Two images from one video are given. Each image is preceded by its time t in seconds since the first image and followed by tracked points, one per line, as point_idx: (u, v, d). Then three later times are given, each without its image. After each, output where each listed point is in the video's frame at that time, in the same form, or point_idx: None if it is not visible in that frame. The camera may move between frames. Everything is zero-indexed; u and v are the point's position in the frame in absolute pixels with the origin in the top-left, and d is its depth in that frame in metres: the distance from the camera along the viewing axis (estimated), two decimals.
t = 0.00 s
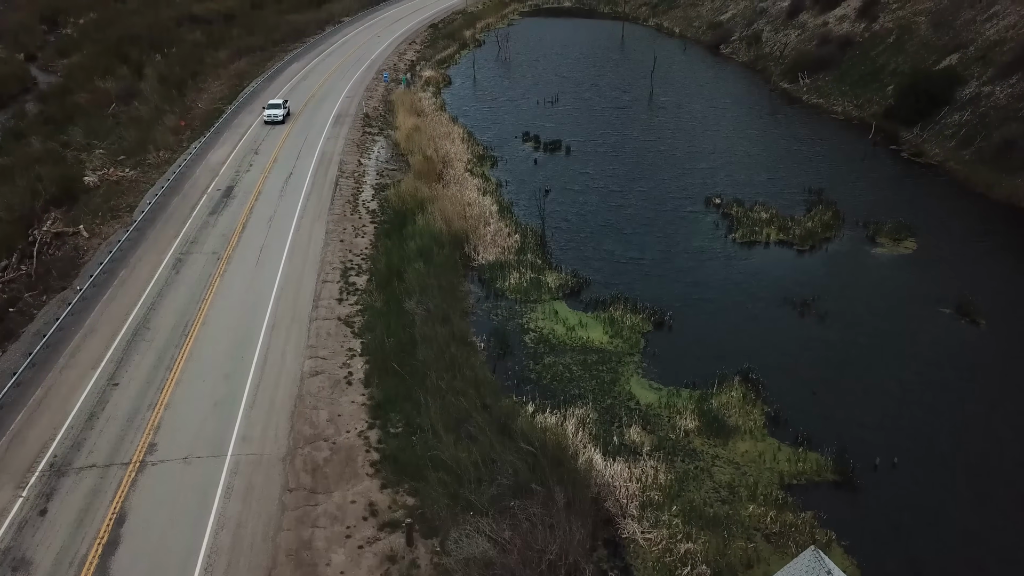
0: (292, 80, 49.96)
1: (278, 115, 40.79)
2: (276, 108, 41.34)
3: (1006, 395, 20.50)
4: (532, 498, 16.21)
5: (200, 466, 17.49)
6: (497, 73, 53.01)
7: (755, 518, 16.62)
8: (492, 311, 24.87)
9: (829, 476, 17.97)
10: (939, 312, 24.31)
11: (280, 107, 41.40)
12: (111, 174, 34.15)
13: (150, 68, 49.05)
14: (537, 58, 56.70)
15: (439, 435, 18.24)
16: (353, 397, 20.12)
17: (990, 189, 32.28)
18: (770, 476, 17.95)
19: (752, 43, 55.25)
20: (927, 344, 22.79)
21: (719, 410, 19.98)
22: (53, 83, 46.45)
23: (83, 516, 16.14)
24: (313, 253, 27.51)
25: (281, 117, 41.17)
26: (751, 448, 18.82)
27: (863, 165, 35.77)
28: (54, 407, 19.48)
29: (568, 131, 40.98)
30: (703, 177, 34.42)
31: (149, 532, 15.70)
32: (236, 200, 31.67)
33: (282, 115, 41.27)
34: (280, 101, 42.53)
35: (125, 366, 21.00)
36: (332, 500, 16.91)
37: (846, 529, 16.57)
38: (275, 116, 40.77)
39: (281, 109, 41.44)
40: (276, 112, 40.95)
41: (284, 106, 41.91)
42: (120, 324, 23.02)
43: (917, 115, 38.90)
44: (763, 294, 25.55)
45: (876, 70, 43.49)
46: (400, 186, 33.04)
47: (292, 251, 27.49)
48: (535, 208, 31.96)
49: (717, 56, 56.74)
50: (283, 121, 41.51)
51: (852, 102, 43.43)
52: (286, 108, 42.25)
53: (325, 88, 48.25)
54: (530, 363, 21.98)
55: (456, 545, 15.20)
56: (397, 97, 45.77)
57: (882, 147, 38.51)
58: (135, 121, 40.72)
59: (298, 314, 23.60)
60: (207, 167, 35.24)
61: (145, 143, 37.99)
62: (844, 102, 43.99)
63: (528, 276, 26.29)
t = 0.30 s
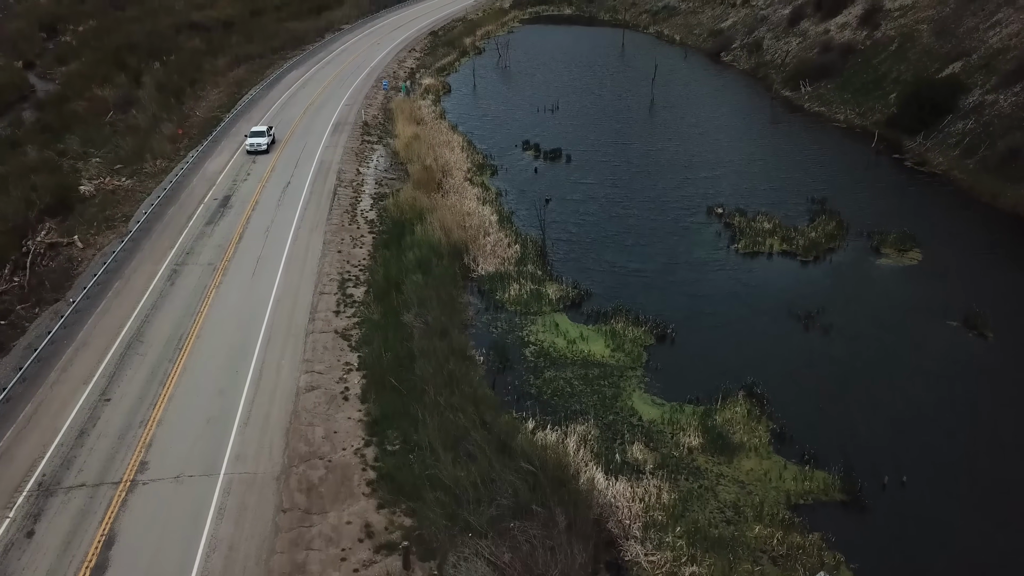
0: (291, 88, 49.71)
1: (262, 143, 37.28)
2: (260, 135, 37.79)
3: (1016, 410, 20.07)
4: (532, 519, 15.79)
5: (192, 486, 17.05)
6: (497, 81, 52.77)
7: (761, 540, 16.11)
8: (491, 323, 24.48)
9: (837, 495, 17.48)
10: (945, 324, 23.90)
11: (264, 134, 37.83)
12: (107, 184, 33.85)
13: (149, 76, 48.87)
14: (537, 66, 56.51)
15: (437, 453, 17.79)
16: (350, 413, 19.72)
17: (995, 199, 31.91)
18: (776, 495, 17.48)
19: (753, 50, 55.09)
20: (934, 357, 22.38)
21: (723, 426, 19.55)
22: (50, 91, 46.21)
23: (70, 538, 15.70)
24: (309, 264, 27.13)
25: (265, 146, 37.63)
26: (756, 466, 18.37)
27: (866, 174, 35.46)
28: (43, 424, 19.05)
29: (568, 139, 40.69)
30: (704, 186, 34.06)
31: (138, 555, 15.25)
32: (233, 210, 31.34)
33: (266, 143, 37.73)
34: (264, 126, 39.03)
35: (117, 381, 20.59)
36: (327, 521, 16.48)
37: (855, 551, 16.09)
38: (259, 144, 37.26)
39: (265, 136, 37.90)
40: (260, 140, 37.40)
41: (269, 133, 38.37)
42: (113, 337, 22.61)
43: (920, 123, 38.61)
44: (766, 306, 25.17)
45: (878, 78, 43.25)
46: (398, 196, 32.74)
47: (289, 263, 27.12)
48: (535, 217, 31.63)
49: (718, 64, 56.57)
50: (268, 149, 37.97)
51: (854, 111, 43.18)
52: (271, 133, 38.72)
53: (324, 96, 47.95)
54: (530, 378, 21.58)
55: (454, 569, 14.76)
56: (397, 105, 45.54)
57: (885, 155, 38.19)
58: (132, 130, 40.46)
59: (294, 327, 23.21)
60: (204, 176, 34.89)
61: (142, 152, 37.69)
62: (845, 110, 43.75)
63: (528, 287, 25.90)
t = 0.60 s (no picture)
0: (290, 96, 49.48)
1: (243, 177, 33.87)
2: (242, 169, 34.42)
3: None
4: (532, 543, 15.35)
5: (184, 507, 16.62)
6: (497, 89, 52.49)
7: (767, 563, 15.56)
8: (491, 336, 24.08)
9: (844, 515, 16.98)
10: (952, 338, 23.52)
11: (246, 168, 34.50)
12: (103, 194, 33.55)
13: (147, 84, 48.69)
14: (537, 74, 56.33)
15: (434, 473, 17.34)
16: (346, 431, 19.30)
17: (1000, 209, 31.55)
18: (782, 516, 16.98)
19: (754, 58, 54.88)
20: (942, 372, 21.95)
21: (728, 444, 19.12)
22: (48, 99, 45.99)
23: (57, 561, 15.26)
24: (307, 276, 26.76)
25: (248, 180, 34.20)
26: (761, 486, 17.90)
27: (869, 183, 35.14)
28: (33, 441, 18.63)
29: (568, 148, 40.40)
30: (706, 196, 33.69)
31: None
32: (230, 220, 30.98)
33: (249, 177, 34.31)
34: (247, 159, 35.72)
35: (109, 397, 20.18)
36: (321, 544, 16.04)
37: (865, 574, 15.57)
38: (240, 179, 33.83)
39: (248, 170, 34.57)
40: (241, 174, 33.98)
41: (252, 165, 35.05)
42: (105, 352, 22.20)
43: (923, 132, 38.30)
44: (770, 318, 24.79)
45: (880, 86, 43.00)
46: (397, 206, 32.43)
47: (285, 274, 26.73)
48: (535, 228, 31.28)
49: (719, 72, 56.41)
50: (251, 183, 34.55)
51: (857, 119, 42.90)
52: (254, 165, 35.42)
53: (322, 104, 47.66)
54: (531, 393, 21.17)
55: None
56: (396, 113, 45.33)
57: (888, 164, 37.83)
58: (130, 139, 40.22)
59: (290, 341, 22.82)
60: (201, 186, 34.54)
61: (138, 161, 37.36)
62: (848, 119, 43.48)
63: (528, 299, 25.53)
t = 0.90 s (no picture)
0: (289, 103, 49.25)
1: (221, 220, 30.10)
2: (219, 210, 30.63)
3: None
4: (532, 568, 14.88)
5: (174, 529, 16.17)
6: (497, 97, 52.23)
7: None
8: (491, 349, 23.66)
9: (853, 538, 16.48)
10: (959, 352, 23.13)
11: (225, 208, 30.74)
12: (99, 203, 33.23)
13: (145, 92, 48.51)
14: (537, 81, 56.14)
15: (432, 493, 16.88)
16: (342, 449, 18.87)
17: (1006, 219, 31.17)
18: (790, 538, 16.47)
19: (755, 66, 54.67)
20: (950, 387, 21.55)
21: (732, 462, 18.67)
22: (45, 107, 45.76)
23: None
24: (304, 288, 26.39)
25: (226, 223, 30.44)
26: (768, 506, 17.41)
27: (873, 193, 34.81)
28: (22, 460, 18.20)
29: (569, 157, 40.11)
30: (708, 206, 33.32)
31: None
32: (227, 230, 30.63)
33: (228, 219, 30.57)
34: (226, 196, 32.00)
35: (100, 414, 19.77)
36: (316, 568, 15.57)
37: None
38: (218, 222, 30.05)
39: (227, 211, 30.80)
40: (219, 216, 30.21)
41: (232, 204, 31.33)
42: (97, 367, 21.81)
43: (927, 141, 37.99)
44: (774, 332, 24.40)
45: (883, 94, 42.74)
46: (396, 216, 32.11)
47: (282, 287, 26.35)
48: (535, 238, 30.93)
49: (720, 79, 56.21)
50: (230, 226, 30.80)
51: (859, 127, 42.63)
52: (234, 205, 31.67)
53: (321, 112, 47.39)
54: (531, 408, 20.75)
55: None
56: (395, 121, 45.09)
57: (891, 173, 37.50)
58: (127, 148, 39.96)
59: (286, 355, 22.43)
60: (198, 195, 34.21)
61: (135, 170, 37.06)
62: (850, 127, 43.20)
63: (528, 312, 25.14)
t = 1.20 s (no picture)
0: (288, 111, 48.95)
1: (192, 273, 26.22)
2: (190, 260, 26.72)
3: None
4: None
5: (163, 552, 15.71)
6: (497, 105, 51.94)
7: None
8: (490, 363, 23.24)
9: (862, 561, 15.96)
10: (967, 366, 22.70)
11: (196, 258, 26.83)
12: (94, 213, 32.90)
13: (144, 101, 48.30)
14: (537, 89, 55.90)
15: (429, 515, 16.40)
16: (338, 468, 18.43)
17: (1012, 229, 30.79)
18: (797, 561, 15.94)
19: (756, 73, 54.41)
20: (959, 404, 21.10)
21: (737, 482, 18.20)
22: (42, 115, 45.51)
23: None
24: (301, 300, 26.02)
25: (198, 275, 26.58)
26: (774, 528, 16.90)
27: (876, 202, 34.45)
28: (9, 479, 17.78)
29: (569, 166, 39.79)
30: (710, 217, 32.96)
31: None
32: (223, 241, 30.26)
33: (200, 271, 26.70)
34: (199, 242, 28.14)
35: (91, 431, 19.36)
36: None
37: None
38: (188, 275, 26.15)
39: (199, 261, 26.89)
40: (189, 268, 26.31)
41: (206, 253, 27.47)
42: (89, 382, 21.38)
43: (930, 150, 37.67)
44: (778, 345, 24.00)
45: (885, 102, 42.47)
46: (394, 226, 31.76)
47: (278, 300, 25.95)
48: (535, 249, 30.56)
49: (721, 87, 55.98)
50: (202, 278, 26.94)
51: (861, 136, 42.32)
52: (208, 253, 27.78)
53: (319, 121, 47.07)
54: (531, 425, 20.34)
55: None
56: (394, 129, 44.83)
57: (895, 182, 37.13)
58: (124, 156, 39.67)
59: (281, 370, 22.03)
60: (195, 205, 33.87)
61: (131, 179, 36.73)
62: (852, 136, 42.87)
63: (528, 325, 24.73)
